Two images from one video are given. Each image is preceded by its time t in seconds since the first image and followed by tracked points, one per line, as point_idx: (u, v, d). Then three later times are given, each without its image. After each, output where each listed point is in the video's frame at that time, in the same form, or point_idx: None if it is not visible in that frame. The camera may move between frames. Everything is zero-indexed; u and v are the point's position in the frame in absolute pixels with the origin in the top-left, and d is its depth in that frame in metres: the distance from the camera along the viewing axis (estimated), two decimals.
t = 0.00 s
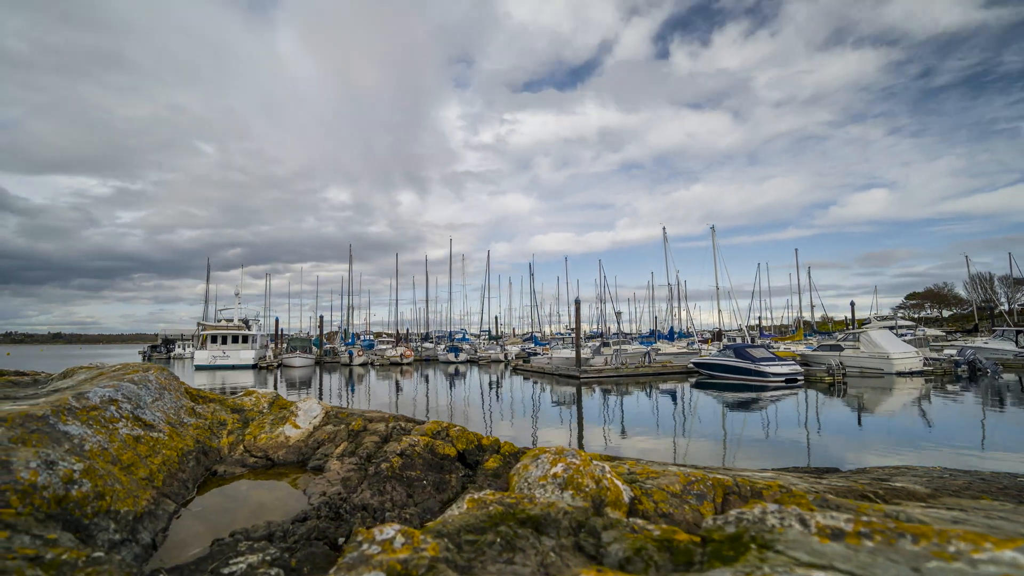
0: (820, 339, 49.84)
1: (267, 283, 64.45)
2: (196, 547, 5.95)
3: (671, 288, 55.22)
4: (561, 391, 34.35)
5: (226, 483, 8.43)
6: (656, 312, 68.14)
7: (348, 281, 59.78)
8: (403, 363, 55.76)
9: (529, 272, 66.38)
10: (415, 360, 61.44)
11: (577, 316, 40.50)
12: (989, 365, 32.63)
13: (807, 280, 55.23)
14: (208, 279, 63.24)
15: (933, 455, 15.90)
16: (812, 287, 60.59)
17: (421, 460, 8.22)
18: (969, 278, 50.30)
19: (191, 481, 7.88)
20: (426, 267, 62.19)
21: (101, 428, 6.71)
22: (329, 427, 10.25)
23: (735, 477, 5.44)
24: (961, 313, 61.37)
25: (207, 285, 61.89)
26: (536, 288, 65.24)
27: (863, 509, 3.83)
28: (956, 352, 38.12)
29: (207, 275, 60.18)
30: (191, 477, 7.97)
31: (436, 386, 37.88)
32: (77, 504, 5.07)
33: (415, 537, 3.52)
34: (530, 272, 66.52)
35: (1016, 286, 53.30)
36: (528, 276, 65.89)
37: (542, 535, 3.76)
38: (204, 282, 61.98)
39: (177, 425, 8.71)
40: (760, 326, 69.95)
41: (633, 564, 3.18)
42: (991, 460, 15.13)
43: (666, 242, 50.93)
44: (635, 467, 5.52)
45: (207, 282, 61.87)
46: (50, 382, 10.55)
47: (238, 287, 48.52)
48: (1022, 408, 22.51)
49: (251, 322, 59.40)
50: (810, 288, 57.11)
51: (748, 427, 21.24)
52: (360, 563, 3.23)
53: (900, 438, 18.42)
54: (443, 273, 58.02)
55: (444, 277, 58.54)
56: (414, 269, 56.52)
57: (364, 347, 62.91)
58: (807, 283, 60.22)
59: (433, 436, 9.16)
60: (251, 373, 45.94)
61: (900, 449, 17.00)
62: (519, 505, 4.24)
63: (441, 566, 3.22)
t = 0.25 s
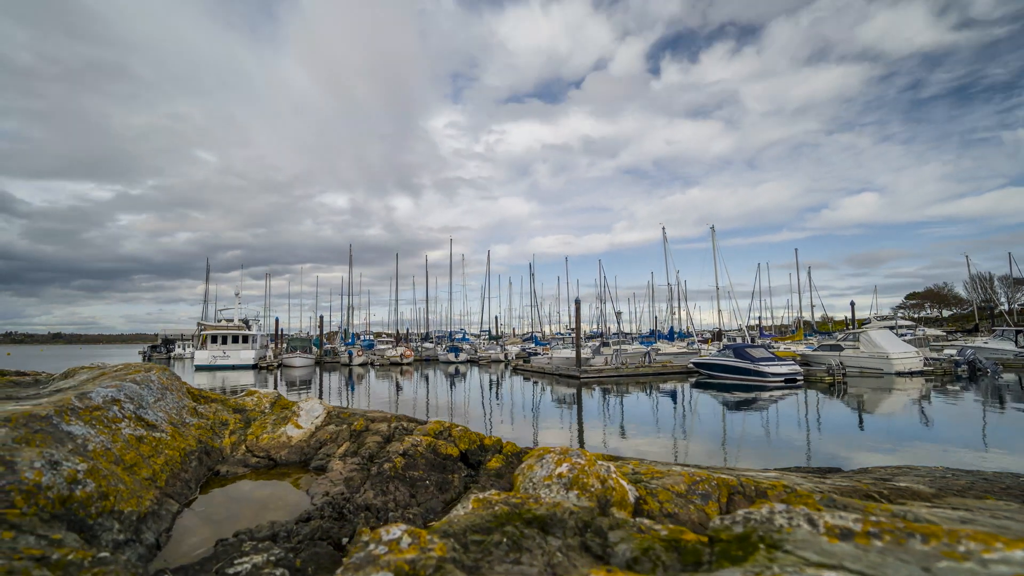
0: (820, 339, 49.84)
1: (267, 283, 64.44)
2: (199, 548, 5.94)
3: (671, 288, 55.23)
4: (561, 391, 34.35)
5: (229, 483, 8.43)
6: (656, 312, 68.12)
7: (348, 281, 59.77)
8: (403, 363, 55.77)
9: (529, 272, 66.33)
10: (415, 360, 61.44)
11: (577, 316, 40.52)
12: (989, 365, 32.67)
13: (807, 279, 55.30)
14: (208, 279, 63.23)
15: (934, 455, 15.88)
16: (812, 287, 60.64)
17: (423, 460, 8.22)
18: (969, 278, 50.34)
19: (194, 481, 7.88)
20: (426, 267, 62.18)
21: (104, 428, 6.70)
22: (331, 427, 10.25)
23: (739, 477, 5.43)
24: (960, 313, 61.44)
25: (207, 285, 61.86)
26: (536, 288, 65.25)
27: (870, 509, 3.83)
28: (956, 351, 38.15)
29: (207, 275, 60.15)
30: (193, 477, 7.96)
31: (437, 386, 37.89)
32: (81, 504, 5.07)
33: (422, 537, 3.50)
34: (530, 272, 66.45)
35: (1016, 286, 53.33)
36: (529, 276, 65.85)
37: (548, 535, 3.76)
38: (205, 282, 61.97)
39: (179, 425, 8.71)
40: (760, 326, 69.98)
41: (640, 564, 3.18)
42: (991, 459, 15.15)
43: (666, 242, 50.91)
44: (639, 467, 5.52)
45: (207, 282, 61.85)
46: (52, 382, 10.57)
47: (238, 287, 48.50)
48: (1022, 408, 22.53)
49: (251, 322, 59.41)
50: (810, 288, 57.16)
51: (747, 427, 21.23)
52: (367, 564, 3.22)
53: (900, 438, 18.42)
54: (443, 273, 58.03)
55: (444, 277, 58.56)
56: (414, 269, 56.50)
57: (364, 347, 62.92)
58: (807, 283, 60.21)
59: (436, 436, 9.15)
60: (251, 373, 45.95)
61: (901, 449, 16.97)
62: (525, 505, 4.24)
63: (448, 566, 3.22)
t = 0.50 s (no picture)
0: (820, 338, 49.81)
1: (267, 283, 64.44)
2: (203, 548, 5.93)
3: (671, 288, 55.23)
4: (561, 391, 34.34)
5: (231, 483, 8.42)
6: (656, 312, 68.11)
7: (348, 281, 59.79)
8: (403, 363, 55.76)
9: (530, 272, 66.27)
10: (415, 360, 61.42)
11: (577, 316, 40.52)
12: (989, 365, 32.70)
13: (807, 279, 55.34)
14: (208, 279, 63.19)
15: (935, 455, 15.86)
16: (812, 287, 60.68)
17: (426, 460, 8.21)
18: (969, 278, 50.38)
19: (196, 481, 7.87)
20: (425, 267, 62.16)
21: (107, 428, 6.69)
22: (333, 427, 10.24)
23: (743, 477, 5.43)
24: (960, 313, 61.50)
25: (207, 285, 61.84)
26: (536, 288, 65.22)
27: (876, 509, 3.83)
28: (957, 351, 38.17)
29: (207, 275, 60.08)
30: (196, 478, 7.95)
31: (437, 386, 37.88)
32: (86, 504, 5.06)
33: (429, 537, 3.50)
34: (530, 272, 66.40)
35: (1016, 286, 53.36)
36: (529, 276, 65.79)
37: (554, 535, 3.76)
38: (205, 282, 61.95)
39: (181, 425, 8.70)
40: (760, 326, 70.00)
41: (648, 564, 3.18)
42: (992, 459, 15.13)
43: (666, 241, 50.90)
44: (643, 467, 5.52)
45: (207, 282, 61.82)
46: (54, 383, 10.57)
47: (238, 287, 48.48)
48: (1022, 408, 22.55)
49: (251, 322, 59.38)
50: (810, 288, 57.18)
51: (748, 427, 21.23)
52: (374, 564, 3.22)
53: (901, 438, 18.43)
54: (443, 273, 58.04)
55: (444, 277, 58.57)
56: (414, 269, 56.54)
57: (364, 347, 62.91)
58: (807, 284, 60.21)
59: (438, 436, 9.14)
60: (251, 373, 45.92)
61: (902, 448, 16.96)
62: (530, 505, 4.23)
63: (456, 566, 3.21)
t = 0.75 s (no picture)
0: (820, 338, 49.82)
1: (267, 283, 64.40)
2: (207, 548, 5.93)
3: (671, 288, 55.23)
4: (561, 390, 34.32)
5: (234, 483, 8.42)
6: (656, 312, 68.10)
7: (348, 281, 59.76)
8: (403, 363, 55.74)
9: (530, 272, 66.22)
10: (415, 360, 61.40)
11: (577, 316, 40.50)
12: (990, 365, 32.71)
13: (807, 279, 55.36)
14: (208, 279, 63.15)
15: (935, 455, 15.84)
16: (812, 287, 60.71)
17: (429, 460, 8.19)
18: (969, 278, 50.41)
19: (199, 481, 7.87)
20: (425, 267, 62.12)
21: (110, 428, 6.69)
22: (335, 427, 10.23)
23: (747, 477, 5.43)
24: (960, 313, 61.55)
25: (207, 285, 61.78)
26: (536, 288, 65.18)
27: (885, 509, 3.83)
28: (957, 351, 38.18)
29: (207, 275, 60.08)
30: (199, 478, 7.95)
31: (437, 386, 37.85)
32: (90, 504, 5.06)
33: (435, 538, 3.49)
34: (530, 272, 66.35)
35: (1016, 286, 53.39)
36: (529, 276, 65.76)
37: (561, 535, 3.75)
38: (204, 282, 61.89)
39: (184, 425, 8.70)
40: (760, 326, 70.03)
41: (655, 564, 3.19)
42: (992, 459, 15.13)
43: (666, 241, 50.88)
44: (647, 467, 5.51)
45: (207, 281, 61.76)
46: (55, 383, 10.56)
47: (238, 287, 48.44)
48: (1022, 408, 22.56)
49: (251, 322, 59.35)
50: (810, 288, 57.18)
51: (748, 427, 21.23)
52: (381, 565, 3.21)
53: (901, 437, 18.42)
54: (443, 273, 58.02)
55: (444, 277, 58.56)
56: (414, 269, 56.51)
57: (364, 347, 62.88)
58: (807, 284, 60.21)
59: (440, 436, 9.14)
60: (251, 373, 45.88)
61: (902, 448, 16.94)
62: (536, 505, 4.23)
63: (464, 566, 3.21)
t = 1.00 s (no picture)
0: (820, 338, 49.84)
1: (267, 283, 64.39)
2: (211, 549, 5.92)
3: (671, 288, 55.25)
4: (561, 390, 34.34)
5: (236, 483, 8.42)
6: (656, 313, 68.12)
7: (348, 281, 59.78)
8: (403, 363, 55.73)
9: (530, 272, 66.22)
10: (415, 360, 61.40)
11: (577, 316, 40.51)
12: (990, 365, 32.74)
13: (807, 279, 55.45)
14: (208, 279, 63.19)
15: (935, 455, 15.83)
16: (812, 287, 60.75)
17: (431, 460, 8.17)
18: (969, 278, 50.44)
19: (202, 481, 7.87)
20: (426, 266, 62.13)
21: (113, 428, 6.68)
22: (337, 427, 10.22)
23: (752, 477, 5.42)
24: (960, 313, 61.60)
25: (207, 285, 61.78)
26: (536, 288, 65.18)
27: (893, 509, 3.84)
28: (957, 351, 38.19)
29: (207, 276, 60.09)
30: (201, 478, 7.95)
31: (437, 386, 37.88)
32: (94, 504, 5.05)
33: (442, 538, 3.48)
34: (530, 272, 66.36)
35: (1016, 286, 53.42)
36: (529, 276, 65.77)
37: (568, 535, 3.75)
38: (205, 282, 61.90)
39: (186, 425, 8.68)
40: (760, 326, 70.07)
41: (663, 564, 3.19)
42: (993, 459, 15.14)
43: (666, 241, 50.89)
44: (652, 467, 5.51)
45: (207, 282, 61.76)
46: (57, 383, 10.57)
47: (238, 287, 48.43)
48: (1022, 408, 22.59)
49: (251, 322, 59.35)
50: (810, 288, 57.20)
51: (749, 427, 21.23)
52: (389, 565, 3.21)
53: (901, 437, 18.44)
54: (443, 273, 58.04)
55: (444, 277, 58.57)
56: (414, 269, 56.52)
57: (364, 347, 62.88)
58: (807, 284, 60.22)
59: (443, 436, 9.13)
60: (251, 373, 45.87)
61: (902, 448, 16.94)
62: (542, 505, 4.22)
63: (472, 566, 3.21)
